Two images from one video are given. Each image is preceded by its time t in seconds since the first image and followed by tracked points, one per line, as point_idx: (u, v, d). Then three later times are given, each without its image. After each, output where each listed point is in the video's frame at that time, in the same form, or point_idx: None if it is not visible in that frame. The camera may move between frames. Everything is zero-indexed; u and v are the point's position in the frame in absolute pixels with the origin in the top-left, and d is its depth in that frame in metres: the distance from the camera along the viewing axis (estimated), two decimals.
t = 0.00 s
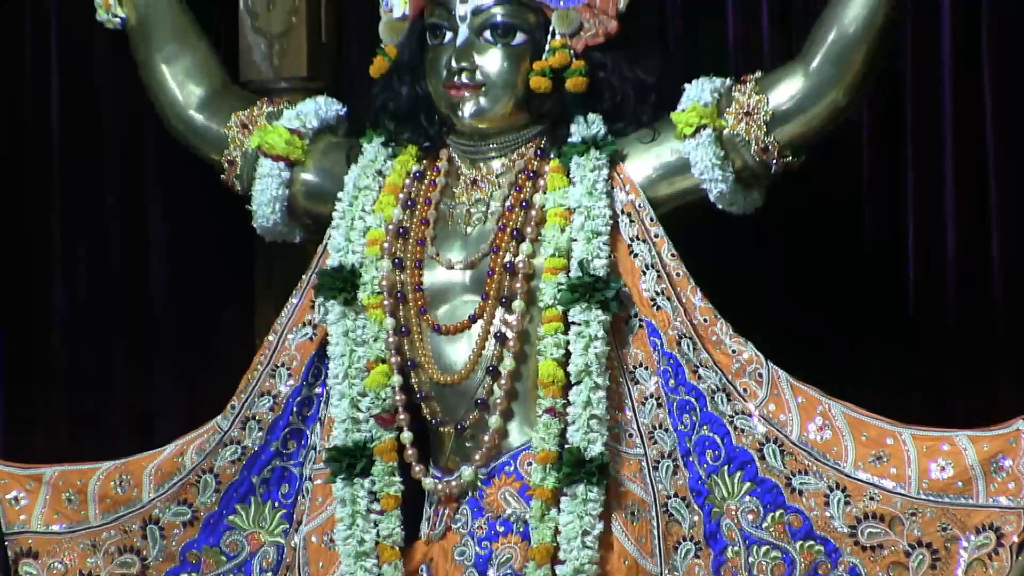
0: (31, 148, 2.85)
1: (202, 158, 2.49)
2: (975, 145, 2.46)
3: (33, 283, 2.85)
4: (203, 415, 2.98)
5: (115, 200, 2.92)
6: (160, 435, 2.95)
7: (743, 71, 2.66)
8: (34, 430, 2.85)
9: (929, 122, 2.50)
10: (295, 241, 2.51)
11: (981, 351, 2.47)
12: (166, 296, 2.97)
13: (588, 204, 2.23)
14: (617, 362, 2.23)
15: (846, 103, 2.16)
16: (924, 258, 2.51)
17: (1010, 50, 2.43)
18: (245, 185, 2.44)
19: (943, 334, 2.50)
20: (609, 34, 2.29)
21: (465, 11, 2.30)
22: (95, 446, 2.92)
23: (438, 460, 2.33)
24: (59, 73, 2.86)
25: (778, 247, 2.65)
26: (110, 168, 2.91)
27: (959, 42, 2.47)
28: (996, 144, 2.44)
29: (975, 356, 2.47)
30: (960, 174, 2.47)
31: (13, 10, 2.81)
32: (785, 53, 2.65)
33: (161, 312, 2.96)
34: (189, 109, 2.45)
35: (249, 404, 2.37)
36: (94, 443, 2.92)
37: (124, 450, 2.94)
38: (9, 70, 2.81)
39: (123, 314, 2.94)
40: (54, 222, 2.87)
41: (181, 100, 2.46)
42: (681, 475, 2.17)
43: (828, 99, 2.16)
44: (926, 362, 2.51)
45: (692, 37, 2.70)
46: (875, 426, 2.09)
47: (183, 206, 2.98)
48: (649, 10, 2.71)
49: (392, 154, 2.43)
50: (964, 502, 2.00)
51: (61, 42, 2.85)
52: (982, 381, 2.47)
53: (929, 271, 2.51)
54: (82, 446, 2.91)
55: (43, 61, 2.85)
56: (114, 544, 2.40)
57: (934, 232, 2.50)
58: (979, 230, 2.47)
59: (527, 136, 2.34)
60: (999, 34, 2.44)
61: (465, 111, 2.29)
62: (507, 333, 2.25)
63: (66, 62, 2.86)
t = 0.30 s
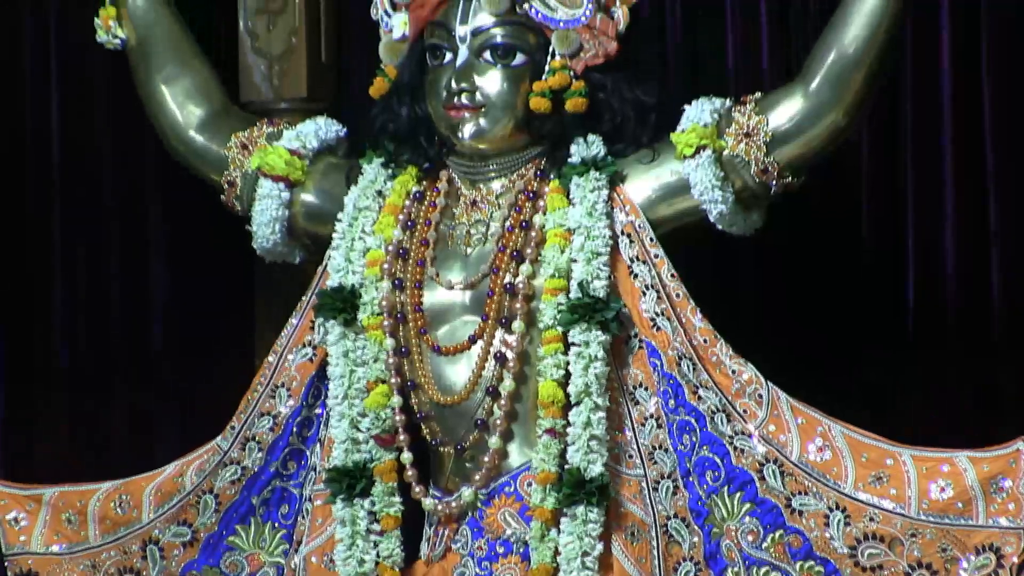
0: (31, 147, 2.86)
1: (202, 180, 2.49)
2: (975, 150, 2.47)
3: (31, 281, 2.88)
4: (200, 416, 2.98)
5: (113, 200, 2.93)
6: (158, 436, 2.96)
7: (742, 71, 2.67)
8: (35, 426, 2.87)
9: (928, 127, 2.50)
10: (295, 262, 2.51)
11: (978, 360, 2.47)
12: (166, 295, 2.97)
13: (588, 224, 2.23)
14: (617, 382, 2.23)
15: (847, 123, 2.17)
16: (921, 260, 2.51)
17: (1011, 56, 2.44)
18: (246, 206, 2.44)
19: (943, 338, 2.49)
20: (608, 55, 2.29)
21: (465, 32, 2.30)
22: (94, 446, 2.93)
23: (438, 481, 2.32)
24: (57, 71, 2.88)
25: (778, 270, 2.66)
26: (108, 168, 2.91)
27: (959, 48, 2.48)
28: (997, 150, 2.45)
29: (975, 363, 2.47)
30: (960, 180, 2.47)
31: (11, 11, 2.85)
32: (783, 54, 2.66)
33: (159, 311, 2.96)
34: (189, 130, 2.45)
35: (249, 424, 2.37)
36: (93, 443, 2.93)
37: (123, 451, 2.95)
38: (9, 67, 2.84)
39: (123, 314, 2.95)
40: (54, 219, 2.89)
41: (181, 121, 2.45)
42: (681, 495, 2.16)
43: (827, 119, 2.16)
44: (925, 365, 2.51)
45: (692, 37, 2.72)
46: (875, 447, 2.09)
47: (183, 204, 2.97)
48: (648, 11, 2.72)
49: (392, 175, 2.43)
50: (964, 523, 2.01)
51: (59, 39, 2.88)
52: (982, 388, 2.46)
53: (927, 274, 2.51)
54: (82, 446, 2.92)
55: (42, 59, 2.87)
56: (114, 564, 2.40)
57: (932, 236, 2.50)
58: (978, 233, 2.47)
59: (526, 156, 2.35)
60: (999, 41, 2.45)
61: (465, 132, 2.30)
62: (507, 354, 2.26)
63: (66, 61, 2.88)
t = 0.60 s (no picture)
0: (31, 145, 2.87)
1: (201, 203, 2.50)
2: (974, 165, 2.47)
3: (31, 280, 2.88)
4: (199, 416, 3.00)
5: (112, 201, 2.94)
6: (157, 435, 2.97)
7: (741, 73, 2.68)
8: (33, 424, 2.86)
9: (929, 142, 2.51)
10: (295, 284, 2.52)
11: (976, 372, 2.46)
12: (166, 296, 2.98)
13: (588, 247, 2.24)
14: (617, 406, 2.24)
15: (846, 146, 2.17)
16: (920, 275, 2.51)
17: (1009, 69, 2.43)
18: (246, 229, 2.45)
19: (942, 349, 2.49)
20: (608, 78, 2.30)
21: (465, 55, 2.31)
22: (93, 445, 2.92)
23: (438, 504, 2.32)
24: (56, 70, 2.89)
25: (777, 294, 2.68)
26: (108, 169, 2.93)
27: (959, 62, 2.48)
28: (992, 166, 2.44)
29: (973, 381, 2.47)
30: (958, 194, 2.47)
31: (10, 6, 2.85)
32: (783, 58, 2.67)
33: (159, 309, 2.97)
34: (189, 153, 2.46)
35: (249, 447, 2.37)
36: (92, 441, 2.92)
37: (122, 451, 2.94)
38: (9, 68, 2.84)
39: (123, 312, 2.95)
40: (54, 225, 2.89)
41: (181, 144, 2.46)
42: (681, 518, 2.17)
43: (827, 142, 2.17)
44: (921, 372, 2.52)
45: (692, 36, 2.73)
46: (874, 469, 2.09)
47: (183, 206, 2.99)
48: (648, 16, 2.74)
49: (392, 198, 2.44)
50: (964, 546, 2.01)
51: (60, 39, 2.89)
52: (981, 396, 2.46)
53: (926, 289, 2.51)
54: (81, 445, 2.91)
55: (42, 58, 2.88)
56: None
57: (932, 251, 2.50)
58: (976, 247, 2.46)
59: (527, 179, 2.36)
60: (998, 54, 2.44)
61: (465, 155, 2.30)
62: (507, 376, 2.26)
63: (66, 62, 2.89)
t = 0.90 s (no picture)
0: (30, 146, 2.88)
1: (201, 224, 2.50)
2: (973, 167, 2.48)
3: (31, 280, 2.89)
4: (199, 415, 3.03)
5: (112, 201, 2.96)
6: (157, 433, 2.99)
7: (740, 71, 2.69)
8: (33, 424, 2.88)
9: (929, 145, 2.52)
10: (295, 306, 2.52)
11: (976, 372, 2.47)
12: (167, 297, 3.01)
13: (588, 268, 2.24)
14: (617, 427, 2.24)
15: (846, 168, 2.18)
16: (920, 276, 2.52)
17: (1008, 70, 2.43)
18: (246, 250, 2.45)
19: (941, 350, 2.50)
20: (608, 99, 2.30)
21: (465, 76, 2.32)
22: (95, 453, 2.94)
23: (438, 525, 2.32)
24: (56, 70, 2.90)
25: (778, 315, 2.68)
26: (108, 171, 2.94)
27: (959, 75, 2.49)
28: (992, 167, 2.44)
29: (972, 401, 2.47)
30: (957, 198, 2.48)
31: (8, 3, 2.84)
32: (782, 58, 2.68)
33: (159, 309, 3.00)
34: (189, 175, 2.46)
35: (249, 469, 2.37)
36: (92, 439, 2.94)
37: (121, 449, 2.97)
38: (9, 70, 2.85)
39: (123, 312, 2.97)
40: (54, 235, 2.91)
41: (181, 165, 2.47)
42: (681, 540, 2.16)
43: (826, 165, 2.17)
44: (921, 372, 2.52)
45: (691, 35, 2.73)
46: (874, 491, 2.10)
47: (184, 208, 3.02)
48: (647, 21, 2.75)
49: (392, 219, 2.45)
50: (964, 567, 2.02)
51: (60, 40, 2.90)
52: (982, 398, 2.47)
53: (926, 294, 2.51)
54: (81, 445, 2.93)
55: (41, 59, 2.89)
56: None
57: (932, 254, 2.51)
58: (975, 249, 2.48)
59: (527, 200, 2.36)
60: (999, 60, 2.44)
61: (464, 176, 2.31)
62: (507, 398, 2.26)
63: (65, 63, 2.90)
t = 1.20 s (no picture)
0: (26, 147, 2.94)
1: (201, 247, 2.51)
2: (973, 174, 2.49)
3: (28, 279, 2.94)
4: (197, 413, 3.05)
5: (111, 202, 3.00)
6: (155, 433, 3.02)
7: (740, 70, 2.70)
8: (34, 424, 2.94)
9: (929, 153, 2.52)
10: (295, 329, 2.53)
11: (977, 395, 2.48)
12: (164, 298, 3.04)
13: (588, 291, 2.25)
14: (617, 450, 2.24)
15: (846, 192, 2.17)
16: (919, 287, 2.52)
17: (1009, 77, 2.44)
18: (246, 273, 2.46)
19: (940, 367, 2.51)
20: (608, 123, 2.31)
21: (465, 100, 2.33)
22: (96, 465, 2.99)
23: (438, 548, 2.32)
24: (55, 74, 2.96)
25: (779, 336, 2.69)
26: (107, 177, 2.99)
27: (959, 97, 2.49)
28: (992, 168, 2.45)
29: (971, 425, 2.48)
30: (958, 208, 2.49)
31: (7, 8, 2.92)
32: (781, 60, 2.68)
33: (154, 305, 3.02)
34: (189, 198, 2.48)
35: (249, 492, 2.37)
36: (93, 438, 2.99)
37: (121, 449, 3.01)
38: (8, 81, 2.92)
39: (122, 314, 3.01)
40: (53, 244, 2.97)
41: (181, 189, 2.48)
42: (681, 562, 2.17)
43: (826, 188, 2.17)
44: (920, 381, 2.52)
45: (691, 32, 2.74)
46: (873, 514, 2.09)
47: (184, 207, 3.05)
48: (646, 44, 2.77)
49: (392, 242, 2.45)
50: None
51: (60, 47, 2.97)
52: (982, 429, 2.47)
53: (927, 308, 2.52)
54: (82, 448, 2.98)
55: (40, 65, 2.96)
56: None
57: (932, 268, 2.51)
58: (973, 258, 2.49)
59: (526, 223, 2.37)
60: (999, 82, 2.45)
61: (465, 199, 2.32)
62: (506, 421, 2.26)
63: (61, 65, 2.97)
